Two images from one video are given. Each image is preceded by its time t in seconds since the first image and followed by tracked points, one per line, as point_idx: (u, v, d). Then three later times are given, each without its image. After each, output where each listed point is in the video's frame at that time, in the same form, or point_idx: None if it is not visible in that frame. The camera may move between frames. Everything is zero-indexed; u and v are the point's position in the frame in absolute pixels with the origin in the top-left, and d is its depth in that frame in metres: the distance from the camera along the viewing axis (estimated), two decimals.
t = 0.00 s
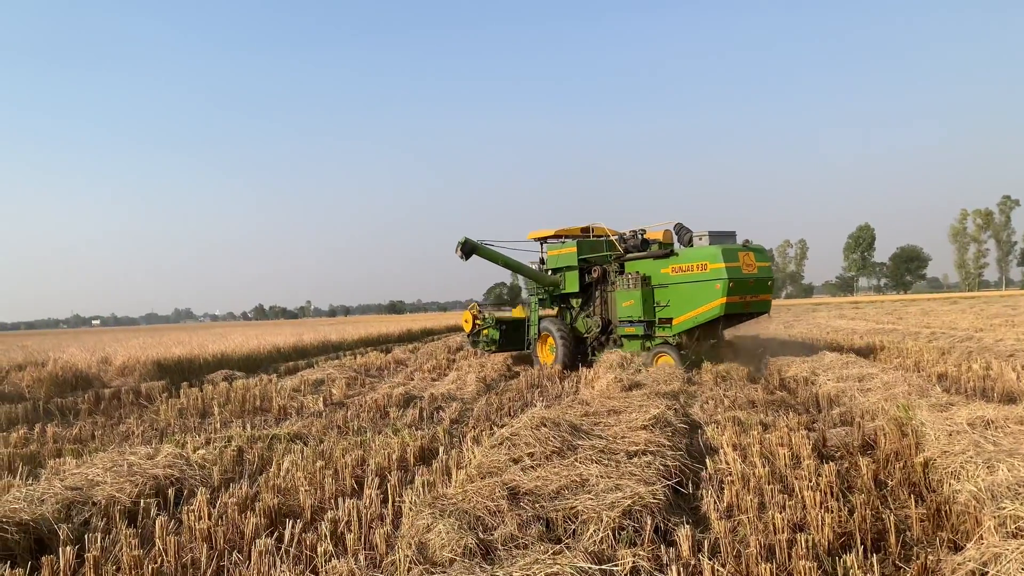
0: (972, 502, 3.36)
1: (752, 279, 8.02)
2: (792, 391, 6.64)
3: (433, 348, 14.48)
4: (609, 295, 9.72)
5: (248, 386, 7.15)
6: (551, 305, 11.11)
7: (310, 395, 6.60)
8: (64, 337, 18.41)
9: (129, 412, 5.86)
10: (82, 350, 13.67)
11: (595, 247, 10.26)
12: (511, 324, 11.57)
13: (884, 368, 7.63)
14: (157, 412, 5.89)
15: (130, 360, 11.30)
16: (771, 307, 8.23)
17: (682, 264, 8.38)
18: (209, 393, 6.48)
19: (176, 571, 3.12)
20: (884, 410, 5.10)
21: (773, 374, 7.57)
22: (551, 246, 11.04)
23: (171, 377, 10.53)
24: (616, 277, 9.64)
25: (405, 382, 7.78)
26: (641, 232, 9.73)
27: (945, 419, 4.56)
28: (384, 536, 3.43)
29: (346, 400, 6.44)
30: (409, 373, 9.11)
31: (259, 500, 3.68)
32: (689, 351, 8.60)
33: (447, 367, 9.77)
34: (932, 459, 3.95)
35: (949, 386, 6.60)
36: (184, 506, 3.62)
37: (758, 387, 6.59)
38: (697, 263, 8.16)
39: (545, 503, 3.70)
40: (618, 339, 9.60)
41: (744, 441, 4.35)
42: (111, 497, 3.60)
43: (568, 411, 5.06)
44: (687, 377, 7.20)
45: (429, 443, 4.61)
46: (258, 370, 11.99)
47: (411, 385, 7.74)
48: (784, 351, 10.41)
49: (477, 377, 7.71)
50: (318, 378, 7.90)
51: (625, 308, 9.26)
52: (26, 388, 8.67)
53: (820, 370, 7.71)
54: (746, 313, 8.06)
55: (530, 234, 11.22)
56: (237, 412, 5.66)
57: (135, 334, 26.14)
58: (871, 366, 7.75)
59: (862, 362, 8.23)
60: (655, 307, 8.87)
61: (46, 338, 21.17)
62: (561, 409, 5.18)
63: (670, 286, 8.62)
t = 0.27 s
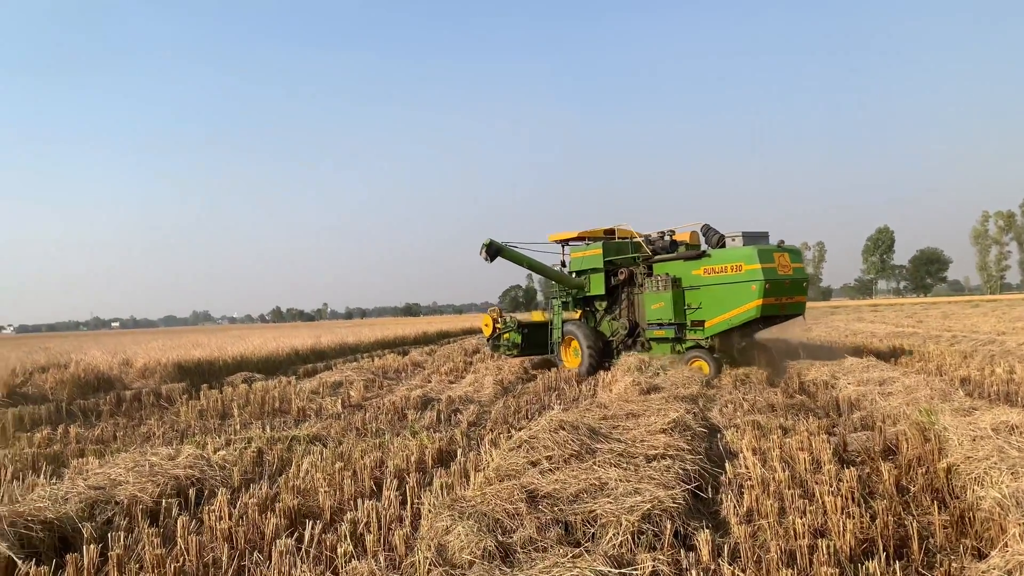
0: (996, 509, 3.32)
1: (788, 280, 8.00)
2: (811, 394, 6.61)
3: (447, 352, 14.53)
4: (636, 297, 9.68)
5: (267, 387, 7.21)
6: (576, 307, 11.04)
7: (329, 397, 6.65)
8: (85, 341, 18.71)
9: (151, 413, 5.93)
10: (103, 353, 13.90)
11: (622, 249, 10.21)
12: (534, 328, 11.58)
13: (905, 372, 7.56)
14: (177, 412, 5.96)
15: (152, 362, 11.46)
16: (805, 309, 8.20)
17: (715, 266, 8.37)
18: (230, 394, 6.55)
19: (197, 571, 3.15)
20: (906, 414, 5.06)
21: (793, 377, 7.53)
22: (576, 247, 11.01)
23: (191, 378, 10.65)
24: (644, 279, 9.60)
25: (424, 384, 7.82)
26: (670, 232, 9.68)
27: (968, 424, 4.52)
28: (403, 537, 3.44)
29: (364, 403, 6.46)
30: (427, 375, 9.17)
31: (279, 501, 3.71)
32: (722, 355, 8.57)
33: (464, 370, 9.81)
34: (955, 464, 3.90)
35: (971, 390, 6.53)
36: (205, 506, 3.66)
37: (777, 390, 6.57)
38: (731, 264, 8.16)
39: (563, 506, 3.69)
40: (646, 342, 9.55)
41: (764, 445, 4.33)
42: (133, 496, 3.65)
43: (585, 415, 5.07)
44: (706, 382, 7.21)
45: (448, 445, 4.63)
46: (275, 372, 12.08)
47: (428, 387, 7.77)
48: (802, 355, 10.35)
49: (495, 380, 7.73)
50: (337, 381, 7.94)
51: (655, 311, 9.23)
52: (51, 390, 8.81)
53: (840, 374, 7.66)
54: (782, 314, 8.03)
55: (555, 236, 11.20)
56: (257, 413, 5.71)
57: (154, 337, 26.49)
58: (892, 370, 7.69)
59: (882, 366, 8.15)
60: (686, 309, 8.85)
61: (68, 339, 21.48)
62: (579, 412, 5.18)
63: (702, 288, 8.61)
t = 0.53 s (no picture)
0: None
1: (881, 287, 7.88)
2: (881, 403, 6.47)
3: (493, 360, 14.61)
4: (713, 304, 9.54)
5: (328, 393, 7.37)
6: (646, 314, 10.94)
7: (389, 403, 6.77)
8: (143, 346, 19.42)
9: (218, 417, 6.12)
10: (167, 358, 14.45)
11: (696, 254, 10.07)
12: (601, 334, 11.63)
13: (981, 383, 7.32)
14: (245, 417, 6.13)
15: (217, 367, 11.80)
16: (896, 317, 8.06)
17: (802, 272, 8.25)
18: (296, 398, 6.70)
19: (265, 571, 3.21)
20: (984, 427, 4.88)
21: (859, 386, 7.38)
22: (645, 252, 10.90)
23: (253, 382, 10.97)
24: (722, 286, 9.46)
25: (481, 391, 7.91)
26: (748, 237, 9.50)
27: None
28: (466, 543, 3.44)
29: (423, 408, 6.54)
30: (486, 381, 9.26)
31: (343, 504, 3.76)
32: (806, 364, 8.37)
33: (523, 377, 9.83)
34: None
35: None
36: (271, 508, 3.73)
37: (846, 399, 6.45)
38: (820, 271, 8.03)
39: (626, 516, 3.64)
40: (724, 350, 9.39)
41: (832, 456, 4.23)
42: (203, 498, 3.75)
43: (647, 424, 5.03)
44: (772, 392, 7.17)
45: (507, 452, 4.63)
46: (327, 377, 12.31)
47: (485, 393, 7.82)
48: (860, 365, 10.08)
49: (553, 387, 7.75)
50: (397, 387, 8.04)
51: (734, 319, 9.08)
52: (123, 393, 9.09)
53: (912, 384, 7.47)
54: (875, 321, 7.88)
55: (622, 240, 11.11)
56: (320, 418, 5.84)
57: (204, 343, 27.31)
58: (970, 380, 7.46)
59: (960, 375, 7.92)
60: (769, 317, 8.70)
61: (129, 344, 22.06)
62: (640, 421, 5.16)
63: (786, 295, 8.47)
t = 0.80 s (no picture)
0: None
1: (996, 287, 7.69)
2: (969, 411, 6.34)
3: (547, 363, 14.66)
4: (806, 304, 9.38)
5: (397, 393, 7.51)
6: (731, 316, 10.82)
7: (458, 404, 6.89)
8: (210, 347, 20.30)
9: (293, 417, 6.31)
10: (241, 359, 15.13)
11: (786, 253, 9.94)
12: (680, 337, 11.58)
13: None
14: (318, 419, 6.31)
15: (291, 368, 12.22)
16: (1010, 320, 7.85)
17: (908, 270, 8.07)
18: (368, 397, 6.89)
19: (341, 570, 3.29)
20: None
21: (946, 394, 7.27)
22: (729, 251, 10.78)
23: (323, 381, 11.35)
24: (815, 285, 9.29)
25: (549, 394, 7.99)
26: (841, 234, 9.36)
27: None
28: (538, 545, 3.43)
29: (493, 410, 6.63)
30: (554, 384, 9.28)
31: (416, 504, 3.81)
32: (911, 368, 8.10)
33: (590, 380, 9.83)
34: None
35: None
36: (345, 506, 3.77)
37: (931, 406, 6.34)
38: (930, 269, 7.86)
39: (701, 522, 3.58)
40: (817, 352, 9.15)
41: (916, 465, 4.11)
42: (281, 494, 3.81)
43: (720, 429, 5.00)
44: (852, 399, 7.16)
45: (577, 455, 4.63)
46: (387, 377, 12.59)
47: (553, 397, 7.86)
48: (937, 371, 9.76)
49: (622, 391, 7.74)
50: (465, 388, 8.16)
51: (831, 320, 8.84)
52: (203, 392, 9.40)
53: (1003, 393, 7.33)
54: (989, 323, 7.67)
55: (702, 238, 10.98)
56: (390, 419, 5.99)
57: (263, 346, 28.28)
58: None
59: None
60: (870, 318, 8.46)
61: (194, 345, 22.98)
62: (712, 426, 5.12)
63: (890, 295, 8.26)
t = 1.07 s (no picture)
0: None
1: None
2: None
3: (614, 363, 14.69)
4: (927, 302, 9.09)
5: (480, 391, 7.66)
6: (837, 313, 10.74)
7: (540, 402, 7.06)
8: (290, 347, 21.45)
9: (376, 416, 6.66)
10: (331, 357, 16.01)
11: (901, 247, 9.71)
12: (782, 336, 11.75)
13: None
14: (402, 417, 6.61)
15: (377, 365, 12.75)
16: None
17: None
18: (451, 394, 7.10)
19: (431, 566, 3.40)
20: None
21: None
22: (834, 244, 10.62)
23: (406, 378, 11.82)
24: (938, 282, 8.97)
25: (633, 392, 8.09)
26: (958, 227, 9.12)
27: None
28: (625, 546, 3.42)
29: (575, 409, 6.73)
30: (638, 383, 9.29)
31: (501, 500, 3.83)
32: None
33: (676, 379, 9.85)
34: None
35: None
36: (433, 502, 3.65)
37: None
38: None
39: (794, 526, 3.49)
40: (941, 354, 8.86)
41: None
42: (370, 488, 3.67)
43: (813, 430, 4.92)
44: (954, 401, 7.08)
45: (662, 455, 4.62)
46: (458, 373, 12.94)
47: (638, 397, 7.87)
48: None
49: (709, 392, 7.72)
50: (547, 387, 8.27)
51: (958, 318, 8.34)
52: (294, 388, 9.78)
53: None
54: None
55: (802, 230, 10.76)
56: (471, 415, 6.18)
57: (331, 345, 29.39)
58: None
59: None
60: (1004, 316, 7.91)
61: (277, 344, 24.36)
62: (805, 428, 5.05)
63: None
